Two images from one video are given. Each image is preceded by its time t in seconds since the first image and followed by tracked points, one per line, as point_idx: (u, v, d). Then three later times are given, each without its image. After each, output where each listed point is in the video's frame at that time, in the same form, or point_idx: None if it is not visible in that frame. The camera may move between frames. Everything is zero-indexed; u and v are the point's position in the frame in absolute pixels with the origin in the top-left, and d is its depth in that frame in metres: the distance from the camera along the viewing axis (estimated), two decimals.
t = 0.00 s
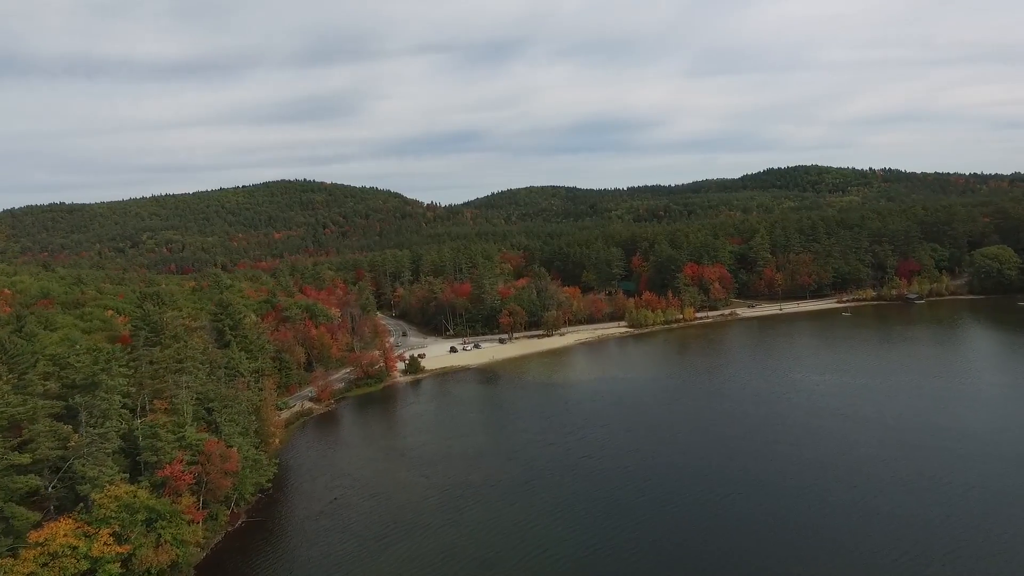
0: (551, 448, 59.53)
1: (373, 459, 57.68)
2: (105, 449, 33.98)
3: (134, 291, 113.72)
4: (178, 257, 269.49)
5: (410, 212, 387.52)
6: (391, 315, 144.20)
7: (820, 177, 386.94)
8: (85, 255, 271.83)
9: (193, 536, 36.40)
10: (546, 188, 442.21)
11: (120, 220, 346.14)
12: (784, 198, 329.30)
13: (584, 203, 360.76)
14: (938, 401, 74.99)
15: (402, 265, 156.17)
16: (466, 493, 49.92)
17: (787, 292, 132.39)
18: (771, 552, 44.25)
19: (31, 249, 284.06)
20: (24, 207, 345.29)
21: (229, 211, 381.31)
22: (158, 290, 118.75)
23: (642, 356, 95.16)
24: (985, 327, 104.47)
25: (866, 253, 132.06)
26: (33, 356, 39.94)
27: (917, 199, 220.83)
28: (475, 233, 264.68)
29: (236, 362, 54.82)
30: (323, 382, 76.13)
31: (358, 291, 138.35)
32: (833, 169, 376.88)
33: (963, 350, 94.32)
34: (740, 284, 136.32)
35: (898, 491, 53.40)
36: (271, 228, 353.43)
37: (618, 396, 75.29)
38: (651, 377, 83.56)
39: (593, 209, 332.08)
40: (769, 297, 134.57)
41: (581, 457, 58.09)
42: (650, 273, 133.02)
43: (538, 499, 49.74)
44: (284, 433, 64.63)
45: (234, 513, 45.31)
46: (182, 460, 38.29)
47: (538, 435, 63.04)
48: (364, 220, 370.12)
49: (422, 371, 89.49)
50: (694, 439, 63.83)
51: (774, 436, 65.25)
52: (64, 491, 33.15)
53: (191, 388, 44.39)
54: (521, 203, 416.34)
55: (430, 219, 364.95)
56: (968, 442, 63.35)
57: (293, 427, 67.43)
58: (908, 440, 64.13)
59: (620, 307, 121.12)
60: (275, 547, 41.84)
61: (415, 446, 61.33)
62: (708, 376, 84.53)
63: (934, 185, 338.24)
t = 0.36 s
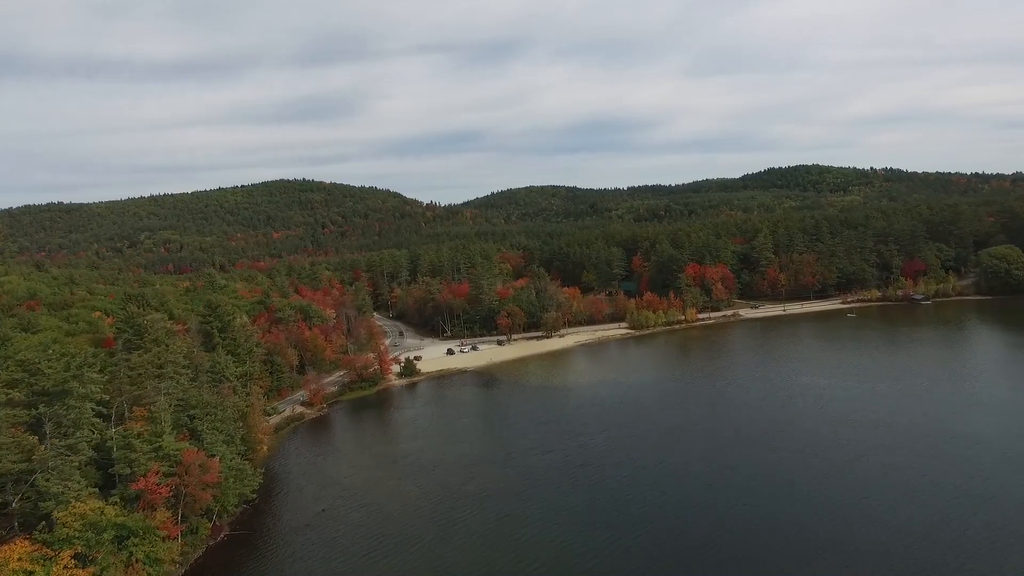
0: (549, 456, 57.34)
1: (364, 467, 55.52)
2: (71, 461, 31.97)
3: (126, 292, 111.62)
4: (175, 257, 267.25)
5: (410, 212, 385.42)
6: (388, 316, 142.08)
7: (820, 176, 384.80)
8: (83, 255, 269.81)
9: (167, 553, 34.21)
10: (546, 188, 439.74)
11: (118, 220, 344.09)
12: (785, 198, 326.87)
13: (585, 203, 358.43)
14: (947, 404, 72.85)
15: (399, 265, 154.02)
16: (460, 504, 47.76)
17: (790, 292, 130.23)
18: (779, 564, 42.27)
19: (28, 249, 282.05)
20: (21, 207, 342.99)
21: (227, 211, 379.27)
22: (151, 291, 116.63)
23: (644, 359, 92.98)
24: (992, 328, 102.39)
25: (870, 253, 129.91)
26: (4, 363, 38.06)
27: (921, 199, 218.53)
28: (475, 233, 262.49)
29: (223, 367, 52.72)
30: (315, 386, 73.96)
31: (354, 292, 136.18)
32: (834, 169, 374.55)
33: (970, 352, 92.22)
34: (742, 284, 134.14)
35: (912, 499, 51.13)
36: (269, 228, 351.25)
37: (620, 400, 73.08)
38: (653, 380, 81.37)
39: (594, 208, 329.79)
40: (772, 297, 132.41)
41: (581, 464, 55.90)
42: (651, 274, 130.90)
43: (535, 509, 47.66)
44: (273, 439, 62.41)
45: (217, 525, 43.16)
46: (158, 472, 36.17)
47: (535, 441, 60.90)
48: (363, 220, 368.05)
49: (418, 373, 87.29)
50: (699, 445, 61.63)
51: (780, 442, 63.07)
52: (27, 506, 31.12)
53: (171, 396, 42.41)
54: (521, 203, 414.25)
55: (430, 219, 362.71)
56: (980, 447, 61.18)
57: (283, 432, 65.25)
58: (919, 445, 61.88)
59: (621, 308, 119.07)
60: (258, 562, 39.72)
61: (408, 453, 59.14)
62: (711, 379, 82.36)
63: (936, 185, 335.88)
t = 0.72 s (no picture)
0: (547, 463, 55.29)
1: (357, 474, 53.52)
2: (36, 474, 29.96)
3: (118, 292, 109.70)
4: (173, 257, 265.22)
5: (409, 211, 383.54)
6: (385, 317, 140.11)
7: (821, 176, 382.92)
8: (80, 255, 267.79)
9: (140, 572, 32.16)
10: (546, 188, 437.48)
11: (116, 219, 342.11)
12: (786, 197, 324.67)
13: (585, 203, 356.33)
14: (957, 407, 70.83)
15: (397, 265, 152.02)
16: (454, 514, 45.74)
17: (793, 293, 128.21)
18: None
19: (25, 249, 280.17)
20: (18, 207, 340.77)
21: (226, 211, 377.24)
22: (144, 291, 114.77)
23: (645, 361, 90.95)
24: (1000, 329, 100.44)
25: (875, 253, 127.89)
26: None
27: (924, 199, 216.45)
28: (474, 232, 260.48)
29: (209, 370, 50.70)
30: (307, 389, 71.90)
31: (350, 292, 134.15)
32: (835, 168, 372.42)
33: (978, 354, 90.22)
34: (745, 285, 132.09)
35: (924, 508, 49.04)
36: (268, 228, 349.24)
37: (621, 405, 71.04)
38: (655, 383, 79.35)
39: (594, 208, 327.71)
40: (775, 298, 130.41)
41: (580, 472, 53.90)
42: (652, 274, 128.89)
43: (532, 519, 45.66)
44: (262, 445, 60.39)
45: (199, 538, 41.17)
46: (132, 484, 34.15)
47: (533, 447, 58.89)
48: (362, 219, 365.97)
49: (414, 376, 85.26)
50: (702, 451, 59.66)
51: (787, 447, 61.09)
52: None
53: (149, 403, 40.44)
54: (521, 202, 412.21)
55: (430, 219, 360.54)
56: (993, 452, 59.15)
57: (273, 436, 63.18)
58: (930, 451, 59.81)
59: (621, 309, 117.15)
60: None
61: (403, 460, 57.16)
62: (715, 382, 80.41)
63: (938, 184, 333.82)
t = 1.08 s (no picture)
0: (545, 471, 53.28)
1: (347, 480, 51.53)
2: None
3: (109, 293, 107.67)
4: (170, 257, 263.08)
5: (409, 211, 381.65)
6: (382, 317, 138.16)
7: (822, 176, 380.85)
8: (77, 255, 265.60)
9: None
10: (546, 188, 435.21)
11: (115, 219, 340.26)
12: (788, 197, 322.37)
13: (585, 203, 354.15)
14: (968, 411, 68.62)
15: (395, 266, 150.02)
16: (446, 527, 43.66)
17: (796, 293, 126.09)
18: None
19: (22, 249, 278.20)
20: (16, 207, 338.65)
21: (224, 210, 375.31)
22: (136, 292, 112.68)
23: (646, 363, 88.97)
24: (1009, 330, 98.34)
25: (879, 253, 125.80)
26: None
27: (927, 199, 214.24)
28: (473, 232, 258.43)
29: (193, 374, 48.67)
30: (299, 393, 69.81)
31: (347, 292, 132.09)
32: (836, 168, 370.21)
33: (987, 355, 88.05)
34: (747, 285, 130.02)
35: (938, 518, 46.93)
36: (266, 228, 347.22)
37: (622, 409, 68.99)
38: (657, 386, 77.27)
39: (594, 208, 325.49)
40: (778, 298, 128.29)
41: (579, 480, 51.86)
42: (653, 274, 126.84)
43: (528, 531, 43.59)
44: (250, 452, 58.30)
45: (178, 552, 39.14)
46: (102, 497, 32.08)
47: (530, 453, 56.90)
48: (361, 219, 363.88)
49: (410, 379, 83.17)
50: (706, 458, 57.54)
51: (794, 453, 59.00)
52: None
53: (125, 411, 38.42)
54: (521, 202, 409.89)
55: (429, 219, 358.44)
56: (1008, 457, 56.97)
57: (262, 442, 61.03)
58: (942, 456, 57.69)
59: (622, 309, 115.17)
60: None
61: (395, 466, 55.06)
62: (718, 385, 78.38)
63: (939, 184, 331.67)
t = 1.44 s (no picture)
0: (543, 479, 51.12)
1: (337, 488, 49.42)
2: None
3: (101, 294, 105.58)
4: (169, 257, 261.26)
5: (409, 211, 379.74)
6: (380, 318, 136.09)
7: (824, 175, 378.62)
8: (75, 254, 263.94)
9: None
10: (546, 187, 433.05)
11: (114, 218, 338.59)
12: (789, 196, 319.99)
13: (586, 202, 352.21)
14: (981, 415, 66.35)
15: (392, 265, 147.92)
16: (439, 540, 41.48)
17: (801, 294, 123.89)
18: None
19: (21, 248, 276.58)
20: (14, 207, 336.82)
21: (224, 210, 373.51)
22: (129, 292, 110.56)
23: (648, 365, 86.74)
24: (1019, 331, 96.07)
25: (885, 253, 123.58)
26: None
27: (931, 198, 211.92)
28: (474, 232, 256.44)
29: (175, 380, 46.67)
30: (290, 397, 67.61)
31: (344, 292, 130.03)
32: (838, 167, 368.03)
33: (998, 357, 85.78)
34: (750, 285, 127.88)
35: (955, 531, 44.71)
36: (266, 227, 345.44)
37: (623, 413, 66.81)
38: (659, 390, 75.10)
39: (595, 207, 323.31)
40: (781, 298, 126.12)
41: (579, 489, 49.67)
42: (655, 274, 124.71)
43: (525, 545, 41.39)
44: (238, 459, 56.18)
45: (155, 567, 37.08)
46: (68, 513, 29.97)
47: (528, 460, 54.72)
48: (361, 219, 362.02)
49: (406, 381, 81.07)
50: (712, 465, 55.31)
51: (802, 459, 56.80)
52: None
53: (98, 419, 36.38)
54: (521, 202, 407.89)
55: (429, 218, 356.41)
56: None
57: (251, 448, 58.92)
58: (957, 462, 55.45)
59: (623, 310, 113.05)
60: None
61: (387, 473, 52.93)
62: (723, 388, 76.19)
63: (942, 184, 329.42)
